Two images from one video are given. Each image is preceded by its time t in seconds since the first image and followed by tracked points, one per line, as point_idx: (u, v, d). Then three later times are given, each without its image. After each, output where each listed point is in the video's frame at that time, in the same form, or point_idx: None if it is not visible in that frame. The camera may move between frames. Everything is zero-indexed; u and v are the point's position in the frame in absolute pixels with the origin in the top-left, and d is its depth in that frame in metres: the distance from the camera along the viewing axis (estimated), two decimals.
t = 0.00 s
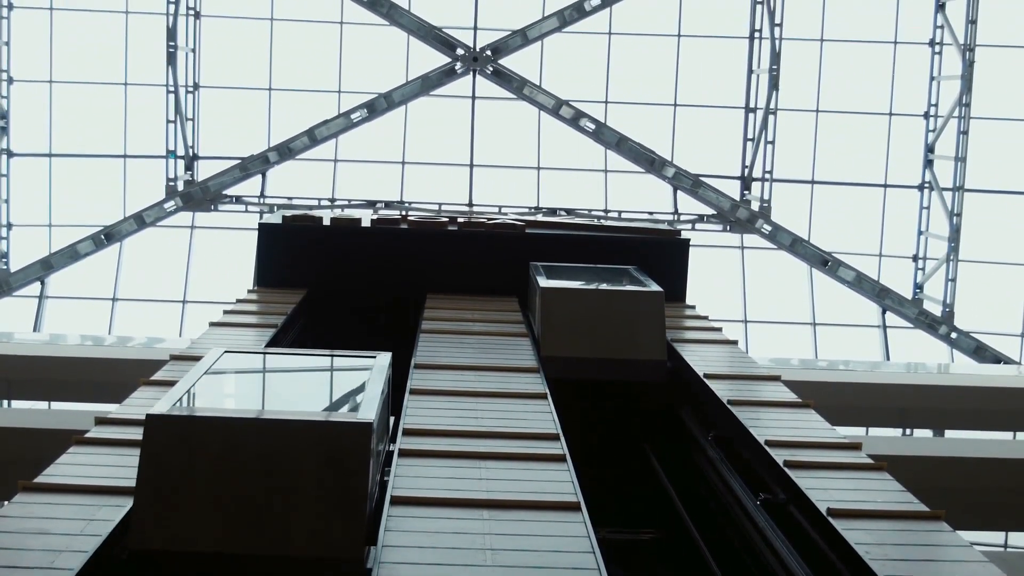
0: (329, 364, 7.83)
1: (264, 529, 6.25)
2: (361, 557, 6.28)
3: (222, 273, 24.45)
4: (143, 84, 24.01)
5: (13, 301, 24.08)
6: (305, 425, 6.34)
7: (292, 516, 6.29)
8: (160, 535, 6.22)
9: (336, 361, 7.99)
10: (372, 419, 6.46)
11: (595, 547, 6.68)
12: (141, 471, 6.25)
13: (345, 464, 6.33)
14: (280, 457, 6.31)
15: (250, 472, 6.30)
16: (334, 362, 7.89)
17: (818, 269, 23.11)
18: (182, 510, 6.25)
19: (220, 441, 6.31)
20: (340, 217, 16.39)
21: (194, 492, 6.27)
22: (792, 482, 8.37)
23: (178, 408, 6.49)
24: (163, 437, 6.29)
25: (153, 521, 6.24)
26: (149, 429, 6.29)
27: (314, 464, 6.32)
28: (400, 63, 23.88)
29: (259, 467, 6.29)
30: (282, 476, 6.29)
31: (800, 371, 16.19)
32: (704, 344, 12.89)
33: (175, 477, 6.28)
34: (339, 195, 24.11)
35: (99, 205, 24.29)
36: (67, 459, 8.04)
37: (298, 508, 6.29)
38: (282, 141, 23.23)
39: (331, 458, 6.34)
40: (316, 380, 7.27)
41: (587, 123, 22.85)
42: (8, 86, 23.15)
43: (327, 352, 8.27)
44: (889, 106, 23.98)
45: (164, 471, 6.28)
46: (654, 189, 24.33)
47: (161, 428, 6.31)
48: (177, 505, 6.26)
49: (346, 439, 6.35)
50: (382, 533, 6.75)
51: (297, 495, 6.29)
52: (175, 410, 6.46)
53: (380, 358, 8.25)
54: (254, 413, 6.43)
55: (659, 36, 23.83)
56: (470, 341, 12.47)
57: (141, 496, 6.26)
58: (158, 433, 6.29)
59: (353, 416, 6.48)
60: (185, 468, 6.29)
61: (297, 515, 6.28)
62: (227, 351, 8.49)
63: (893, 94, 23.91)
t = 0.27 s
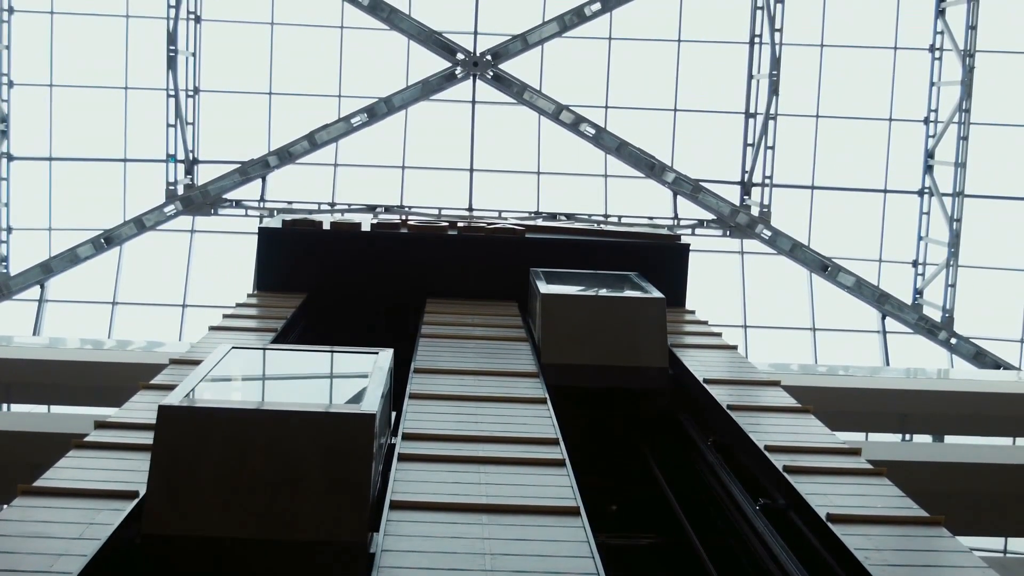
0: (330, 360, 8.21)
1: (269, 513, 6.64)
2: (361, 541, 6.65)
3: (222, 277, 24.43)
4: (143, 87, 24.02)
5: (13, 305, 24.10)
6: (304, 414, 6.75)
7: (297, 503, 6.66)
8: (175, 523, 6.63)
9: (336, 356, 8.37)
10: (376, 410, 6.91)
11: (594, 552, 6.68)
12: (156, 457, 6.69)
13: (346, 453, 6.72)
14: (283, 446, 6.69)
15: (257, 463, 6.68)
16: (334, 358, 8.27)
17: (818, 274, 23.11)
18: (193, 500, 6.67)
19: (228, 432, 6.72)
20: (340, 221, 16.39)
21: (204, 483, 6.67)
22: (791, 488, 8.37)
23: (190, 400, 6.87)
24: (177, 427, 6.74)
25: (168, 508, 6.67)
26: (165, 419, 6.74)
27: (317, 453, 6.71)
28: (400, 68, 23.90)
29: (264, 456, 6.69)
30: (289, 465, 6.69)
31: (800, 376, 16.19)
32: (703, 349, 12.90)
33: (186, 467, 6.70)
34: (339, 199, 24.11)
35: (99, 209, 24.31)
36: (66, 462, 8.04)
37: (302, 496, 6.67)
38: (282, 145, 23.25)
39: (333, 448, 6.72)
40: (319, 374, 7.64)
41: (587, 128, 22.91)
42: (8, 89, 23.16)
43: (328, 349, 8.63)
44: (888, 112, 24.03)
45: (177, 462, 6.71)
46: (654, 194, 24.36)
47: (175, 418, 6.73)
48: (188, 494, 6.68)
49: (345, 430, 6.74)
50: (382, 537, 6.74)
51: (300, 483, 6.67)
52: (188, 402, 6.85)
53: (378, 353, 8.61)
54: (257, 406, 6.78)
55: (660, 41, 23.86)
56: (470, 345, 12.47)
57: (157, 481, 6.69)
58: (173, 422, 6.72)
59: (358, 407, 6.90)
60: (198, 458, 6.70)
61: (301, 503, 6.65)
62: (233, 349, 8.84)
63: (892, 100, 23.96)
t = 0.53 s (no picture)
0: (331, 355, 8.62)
1: (280, 500, 6.99)
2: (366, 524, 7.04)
3: (222, 279, 24.43)
4: (143, 90, 24.03)
5: (13, 307, 24.11)
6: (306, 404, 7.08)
7: (305, 491, 7.01)
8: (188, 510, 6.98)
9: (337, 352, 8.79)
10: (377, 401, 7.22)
11: (594, 555, 6.67)
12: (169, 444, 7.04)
13: (351, 443, 7.05)
14: (290, 437, 7.03)
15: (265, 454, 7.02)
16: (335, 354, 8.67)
17: (817, 277, 23.10)
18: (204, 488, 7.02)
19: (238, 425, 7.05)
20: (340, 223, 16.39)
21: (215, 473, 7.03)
22: (791, 491, 8.35)
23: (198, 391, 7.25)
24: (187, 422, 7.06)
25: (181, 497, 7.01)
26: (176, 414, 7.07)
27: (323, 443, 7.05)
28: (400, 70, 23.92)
29: (272, 448, 7.02)
30: (296, 455, 7.03)
31: (800, 379, 16.19)
32: (703, 352, 12.89)
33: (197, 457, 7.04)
34: (339, 202, 24.12)
35: (99, 211, 24.31)
36: (65, 464, 8.02)
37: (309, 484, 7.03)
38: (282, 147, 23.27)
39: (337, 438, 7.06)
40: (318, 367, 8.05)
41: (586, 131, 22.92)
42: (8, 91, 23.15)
43: (329, 344, 9.05)
44: (888, 115, 24.04)
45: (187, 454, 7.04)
46: (654, 197, 24.38)
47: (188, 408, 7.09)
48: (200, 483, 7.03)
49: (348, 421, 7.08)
50: (381, 539, 6.74)
51: (308, 472, 7.03)
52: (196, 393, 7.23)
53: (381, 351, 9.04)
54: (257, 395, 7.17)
55: (660, 44, 23.87)
56: (470, 348, 12.47)
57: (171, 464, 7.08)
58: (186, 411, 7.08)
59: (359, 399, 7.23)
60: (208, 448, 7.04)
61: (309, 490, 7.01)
62: (241, 344, 9.29)
63: (892, 103, 23.97)
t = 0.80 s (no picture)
0: (331, 348, 9.05)
1: (286, 486, 7.25)
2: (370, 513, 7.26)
3: (222, 280, 24.41)
4: (143, 90, 24.05)
5: (12, 307, 24.12)
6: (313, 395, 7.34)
7: (311, 479, 7.26)
8: (197, 494, 7.25)
9: (337, 345, 9.24)
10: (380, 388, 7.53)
11: (594, 556, 6.66)
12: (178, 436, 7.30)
13: (356, 434, 7.31)
14: (297, 427, 7.29)
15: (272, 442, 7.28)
16: (335, 348, 9.11)
17: (817, 278, 23.06)
18: (213, 474, 7.28)
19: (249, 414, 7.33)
20: (340, 225, 16.38)
21: (225, 460, 7.29)
22: (792, 493, 8.35)
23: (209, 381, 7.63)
24: (197, 411, 7.34)
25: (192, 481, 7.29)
26: (186, 402, 7.36)
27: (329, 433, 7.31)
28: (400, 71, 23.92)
29: (281, 437, 7.28)
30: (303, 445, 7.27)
31: (800, 381, 16.19)
32: (704, 353, 12.88)
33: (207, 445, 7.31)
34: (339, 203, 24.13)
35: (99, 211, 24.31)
36: (65, 464, 8.03)
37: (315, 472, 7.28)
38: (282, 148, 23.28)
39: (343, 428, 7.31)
40: (319, 359, 8.47)
41: (587, 132, 22.91)
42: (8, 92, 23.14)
43: (330, 340, 9.48)
44: (888, 116, 24.04)
45: (199, 441, 7.32)
46: (654, 198, 24.38)
47: (195, 399, 7.36)
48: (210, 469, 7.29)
49: (355, 412, 7.34)
50: (381, 541, 6.73)
51: (315, 461, 7.27)
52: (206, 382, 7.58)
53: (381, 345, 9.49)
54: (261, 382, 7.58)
55: (660, 45, 23.87)
56: (470, 349, 12.47)
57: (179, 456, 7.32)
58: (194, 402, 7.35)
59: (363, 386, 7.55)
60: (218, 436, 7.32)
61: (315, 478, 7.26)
62: (247, 338, 9.73)
63: (892, 105, 23.97)
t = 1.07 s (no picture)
0: (330, 340, 9.47)
1: (293, 473, 7.70)
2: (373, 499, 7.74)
3: (222, 280, 24.40)
4: (144, 91, 24.06)
5: (13, 307, 24.14)
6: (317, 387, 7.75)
7: (316, 466, 7.72)
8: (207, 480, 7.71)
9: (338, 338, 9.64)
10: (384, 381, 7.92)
11: (593, 556, 6.67)
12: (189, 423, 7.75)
13: (356, 424, 7.74)
14: (302, 419, 7.71)
15: (280, 431, 7.72)
16: (335, 339, 9.53)
17: (817, 279, 23.07)
18: (223, 461, 7.73)
19: (257, 404, 7.75)
20: (340, 225, 16.36)
21: (234, 448, 7.74)
22: (791, 494, 8.35)
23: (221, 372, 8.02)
24: (207, 401, 7.76)
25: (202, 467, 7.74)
26: (196, 393, 7.77)
27: (333, 424, 7.73)
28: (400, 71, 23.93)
29: (284, 426, 7.72)
30: (309, 434, 7.72)
31: (800, 382, 16.18)
32: (704, 354, 12.88)
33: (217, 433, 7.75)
34: (339, 203, 24.12)
35: (99, 211, 24.32)
36: (65, 464, 8.03)
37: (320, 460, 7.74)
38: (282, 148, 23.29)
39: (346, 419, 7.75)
40: (319, 350, 8.92)
41: (587, 133, 22.91)
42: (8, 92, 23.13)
43: (330, 332, 9.87)
44: (888, 117, 24.03)
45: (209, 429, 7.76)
46: (654, 199, 24.38)
47: (205, 388, 7.80)
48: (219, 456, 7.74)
49: (356, 404, 7.77)
50: (382, 541, 6.73)
51: (319, 450, 7.72)
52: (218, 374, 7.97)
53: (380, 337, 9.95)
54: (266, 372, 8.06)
55: (660, 46, 23.88)
56: (470, 349, 12.49)
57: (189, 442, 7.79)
58: (204, 391, 7.79)
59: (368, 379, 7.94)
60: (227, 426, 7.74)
61: (320, 465, 7.72)
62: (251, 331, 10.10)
63: (892, 105, 23.96)
